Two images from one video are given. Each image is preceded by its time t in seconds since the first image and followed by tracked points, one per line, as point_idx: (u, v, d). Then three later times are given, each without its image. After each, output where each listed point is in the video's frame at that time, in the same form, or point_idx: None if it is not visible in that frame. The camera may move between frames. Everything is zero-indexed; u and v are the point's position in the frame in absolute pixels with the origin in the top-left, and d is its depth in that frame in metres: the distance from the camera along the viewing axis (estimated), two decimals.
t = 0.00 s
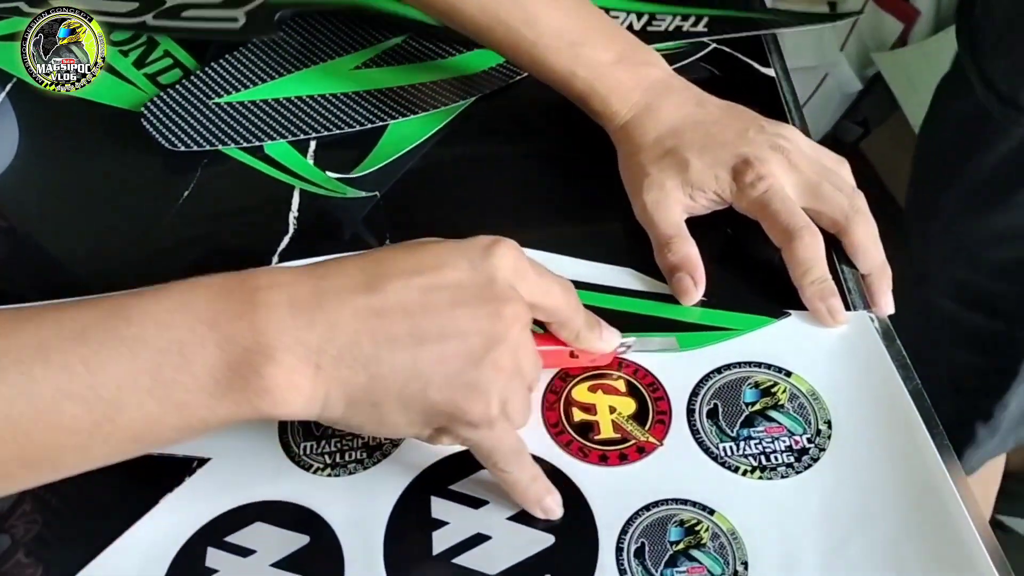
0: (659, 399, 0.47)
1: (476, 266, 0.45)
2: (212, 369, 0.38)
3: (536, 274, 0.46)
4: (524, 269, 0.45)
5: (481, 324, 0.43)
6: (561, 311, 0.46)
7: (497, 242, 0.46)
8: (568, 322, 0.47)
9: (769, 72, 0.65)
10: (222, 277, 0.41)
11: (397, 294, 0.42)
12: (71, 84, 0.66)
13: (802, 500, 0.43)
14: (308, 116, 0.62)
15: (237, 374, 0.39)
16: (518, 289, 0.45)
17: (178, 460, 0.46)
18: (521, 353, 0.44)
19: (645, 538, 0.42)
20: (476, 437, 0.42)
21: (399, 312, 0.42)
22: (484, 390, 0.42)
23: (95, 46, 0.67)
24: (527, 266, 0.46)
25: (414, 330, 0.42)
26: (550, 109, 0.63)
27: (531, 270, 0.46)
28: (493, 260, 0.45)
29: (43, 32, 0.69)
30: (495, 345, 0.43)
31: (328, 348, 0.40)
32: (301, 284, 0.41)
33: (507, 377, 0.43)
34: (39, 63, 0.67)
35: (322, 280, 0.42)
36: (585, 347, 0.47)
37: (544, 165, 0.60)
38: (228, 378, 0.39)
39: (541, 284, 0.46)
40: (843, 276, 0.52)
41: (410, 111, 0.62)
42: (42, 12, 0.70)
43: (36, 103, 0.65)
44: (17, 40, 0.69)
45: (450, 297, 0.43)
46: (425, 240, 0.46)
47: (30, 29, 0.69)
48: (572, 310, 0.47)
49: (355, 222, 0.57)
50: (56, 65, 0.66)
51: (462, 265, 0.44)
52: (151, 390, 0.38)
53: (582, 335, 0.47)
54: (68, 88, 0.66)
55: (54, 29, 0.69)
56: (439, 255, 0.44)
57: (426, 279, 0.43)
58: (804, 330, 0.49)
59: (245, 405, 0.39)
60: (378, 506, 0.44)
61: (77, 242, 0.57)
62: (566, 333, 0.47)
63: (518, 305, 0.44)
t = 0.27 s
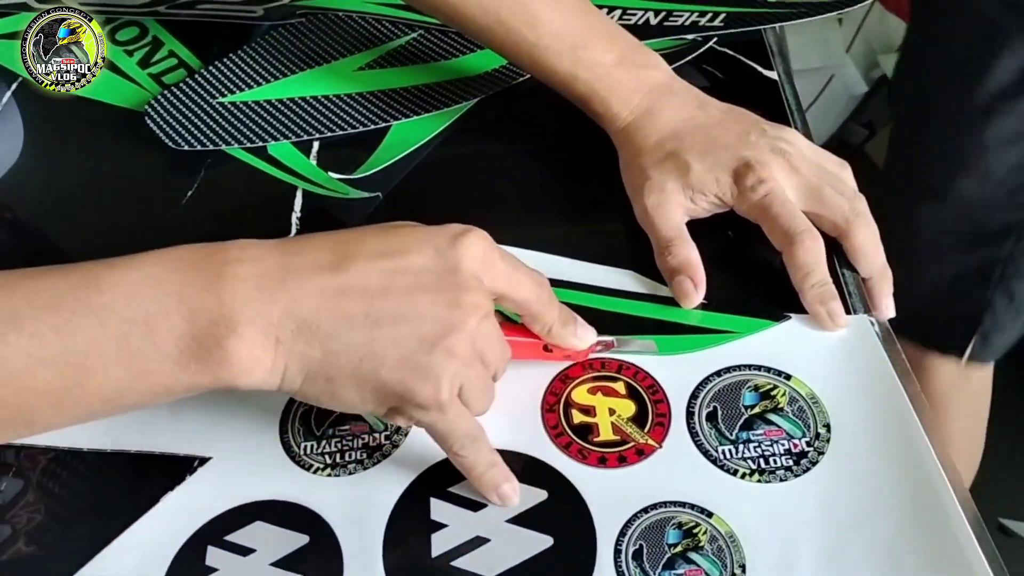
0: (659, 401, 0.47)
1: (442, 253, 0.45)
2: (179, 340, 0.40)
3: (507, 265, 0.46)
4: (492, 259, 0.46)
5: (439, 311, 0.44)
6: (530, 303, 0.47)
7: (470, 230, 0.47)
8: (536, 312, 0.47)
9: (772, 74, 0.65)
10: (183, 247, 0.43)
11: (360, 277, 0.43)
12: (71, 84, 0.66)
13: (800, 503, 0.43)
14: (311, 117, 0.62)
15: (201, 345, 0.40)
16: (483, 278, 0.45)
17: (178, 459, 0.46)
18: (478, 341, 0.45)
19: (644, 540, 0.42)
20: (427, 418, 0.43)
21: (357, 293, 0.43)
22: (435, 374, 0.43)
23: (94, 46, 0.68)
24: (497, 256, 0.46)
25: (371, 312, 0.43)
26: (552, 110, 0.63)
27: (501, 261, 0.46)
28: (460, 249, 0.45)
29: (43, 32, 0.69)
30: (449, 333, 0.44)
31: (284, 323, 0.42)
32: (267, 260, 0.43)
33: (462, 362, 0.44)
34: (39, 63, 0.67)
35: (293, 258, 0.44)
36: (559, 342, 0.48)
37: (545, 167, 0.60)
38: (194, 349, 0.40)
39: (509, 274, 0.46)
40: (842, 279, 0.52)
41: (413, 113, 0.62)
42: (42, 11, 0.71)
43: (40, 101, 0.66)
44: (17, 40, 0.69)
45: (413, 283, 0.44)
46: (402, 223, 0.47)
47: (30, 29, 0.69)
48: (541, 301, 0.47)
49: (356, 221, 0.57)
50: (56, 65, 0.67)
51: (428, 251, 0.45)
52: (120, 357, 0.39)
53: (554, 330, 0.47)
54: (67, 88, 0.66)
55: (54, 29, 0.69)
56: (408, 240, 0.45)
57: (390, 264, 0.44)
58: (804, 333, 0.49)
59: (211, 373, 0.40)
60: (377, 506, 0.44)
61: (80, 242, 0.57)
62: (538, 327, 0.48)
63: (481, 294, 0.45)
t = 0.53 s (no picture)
0: (668, 409, 0.47)
1: (389, 251, 0.46)
2: (123, 329, 0.41)
3: (458, 265, 0.47)
4: (438, 258, 0.47)
5: (379, 307, 0.45)
6: (478, 305, 0.47)
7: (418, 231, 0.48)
8: (487, 312, 0.47)
9: (783, 82, 0.65)
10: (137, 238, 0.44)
11: (304, 273, 0.45)
12: (71, 85, 0.67)
13: (811, 513, 0.43)
14: (321, 126, 0.62)
15: (144, 334, 0.42)
16: (428, 275, 0.47)
17: (189, 466, 0.46)
18: (419, 340, 0.46)
19: (653, 549, 0.42)
20: (366, 413, 0.44)
21: (299, 286, 0.44)
22: (372, 369, 0.44)
23: (94, 46, 0.68)
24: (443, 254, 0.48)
25: (313, 306, 0.44)
26: (561, 118, 0.63)
27: (449, 259, 0.47)
28: (407, 247, 0.46)
29: (42, 31, 0.70)
30: (388, 329, 0.45)
31: (227, 314, 0.43)
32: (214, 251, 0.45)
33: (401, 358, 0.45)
34: (39, 63, 0.68)
35: (240, 251, 0.45)
36: (513, 346, 0.48)
37: (554, 174, 0.60)
38: (137, 338, 0.42)
39: (457, 273, 0.47)
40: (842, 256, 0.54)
41: (424, 121, 0.63)
42: (42, 12, 0.71)
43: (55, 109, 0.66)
44: (17, 42, 0.69)
45: (357, 279, 0.46)
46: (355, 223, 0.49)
47: (30, 29, 0.70)
48: (488, 300, 0.47)
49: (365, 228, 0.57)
50: (55, 65, 0.68)
51: (374, 249, 0.46)
52: (70, 345, 0.41)
53: (507, 333, 0.48)
54: (68, 89, 0.67)
55: (54, 30, 0.70)
56: (356, 239, 0.47)
57: (335, 261, 0.46)
58: (815, 342, 0.49)
59: (153, 364, 0.42)
60: (386, 515, 0.44)
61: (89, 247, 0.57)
62: (490, 328, 0.48)
63: (422, 291, 0.46)
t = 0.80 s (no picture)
0: (678, 414, 0.47)
1: (390, 255, 0.46)
2: (129, 331, 0.41)
3: (460, 270, 0.47)
4: (439, 263, 0.46)
5: (380, 310, 0.45)
6: (481, 310, 0.47)
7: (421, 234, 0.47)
8: (489, 316, 0.47)
9: (792, 84, 0.64)
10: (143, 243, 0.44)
11: (305, 276, 0.44)
12: (71, 84, 0.68)
13: (823, 516, 0.42)
14: (331, 131, 0.63)
15: (149, 338, 0.42)
16: (428, 279, 0.46)
17: (200, 472, 0.46)
18: (419, 343, 0.45)
19: (664, 556, 0.42)
20: (369, 416, 0.44)
21: (300, 290, 0.44)
22: (373, 372, 0.44)
23: (94, 46, 0.69)
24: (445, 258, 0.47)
25: (314, 310, 0.44)
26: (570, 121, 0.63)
27: (450, 264, 0.47)
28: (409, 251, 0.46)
29: (43, 31, 0.70)
30: (389, 332, 0.44)
31: (230, 317, 0.43)
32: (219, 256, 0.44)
33: (403, 361, 0.44)
34: (39, 63, 0.69)
35: (244, 256, 0.45)
36: (517, 352, 0.48)
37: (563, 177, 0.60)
38: (141, 339, 0.42)
39: (458, 277, 0.47)
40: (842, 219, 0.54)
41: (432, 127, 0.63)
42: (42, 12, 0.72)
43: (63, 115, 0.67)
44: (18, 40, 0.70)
45: (360, 283, 0.45)
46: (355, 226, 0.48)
47: (30, 29, 0.70)
48: (491, 305, 0.47)
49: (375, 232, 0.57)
50: (55, 65, 0.68)
51: (374, 253, 0.46)
52: (74, 348, 0.41)
53: (511, 338, 0.47)
54: (68, 89, 0.68)
55: (54, 29, 0.70)
56: (356, 243, 0.46)
57: (336, 265, 0.45)
58: (826, 335, 0.49)
59: (158, 363, 0.42)
60: (395, 521, 0.44)
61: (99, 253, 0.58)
62: (494, 333, 0.48)
63: (423, 295, 0.46)
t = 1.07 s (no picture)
0: (688, 420, 0.46)
1: (395, 266, 0.46)
2: (134, 341, 0.41)
3: (466, 278, 0.47)
4: (444, 273, 0.47)
5: (385, 320, 0.45)
6: (488, 318, 0.48)
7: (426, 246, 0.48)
8: (496, 323, 0.48)
9: (802, 87, 0.64)
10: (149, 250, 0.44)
11: (310, 286, 0.45)
12: (71, 84, 0.68)
13: (834, 525, 0.42)
14: (337, 134, 0.62)
15: (153, 347, 0.42)
16: (433, 289, 0.47)
17: (206, 476, 0.46)
18: (423, 353, 0.45)
19: (674, 563, 0.41)
20: (372, 427, 0.44)
21: (306, 300, 0.44)
22: (376, 383, 0.44)
23: (95, 46, 0.69)
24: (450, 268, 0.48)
25: (320, 320, 0.44)
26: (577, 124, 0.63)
27: (456, 273, 0.47)
28: (413, 261, 0.46)
29: (42, 32, 0.70)
30: (394, 342, 0.45)
31: (234, 327, 0.43)
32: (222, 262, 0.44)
33: (408, 371, 0.45)
34: (39, 63, 0.68)
35: (249, 264, 0.45)
36: (525, 358, 0.47)
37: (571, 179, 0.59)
38: (145, 350, 0.42)
39: (464, 286, 0.47)
40: (852, 218, 0.55)
41: (440, 129, 0.63)
42: (41, 13, 0.72)
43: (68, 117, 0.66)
44: (17, 40, 0.69)
45: (367, 293, 0.45)
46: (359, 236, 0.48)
47: (29, 29, 0.70)
48: (497, 312, 0.48)
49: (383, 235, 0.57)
50: (56, 65, 0.68)
51: (379, 263, 0.46)
52: (77, 357, 0.41)
53: (518, 345, 0.47)
54: (69, 89, 0.68)
55: (55, 30, 0.70)
56: (361, 253, 0.47)
57: (341, 274, 0.45)
58: (835, 345, 0.48)
59: (161, 373, 0.42)
60: (403, 526, 0.44)
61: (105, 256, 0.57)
62: (501, 341, 0.48)
63: (429, 304, 0.46)
